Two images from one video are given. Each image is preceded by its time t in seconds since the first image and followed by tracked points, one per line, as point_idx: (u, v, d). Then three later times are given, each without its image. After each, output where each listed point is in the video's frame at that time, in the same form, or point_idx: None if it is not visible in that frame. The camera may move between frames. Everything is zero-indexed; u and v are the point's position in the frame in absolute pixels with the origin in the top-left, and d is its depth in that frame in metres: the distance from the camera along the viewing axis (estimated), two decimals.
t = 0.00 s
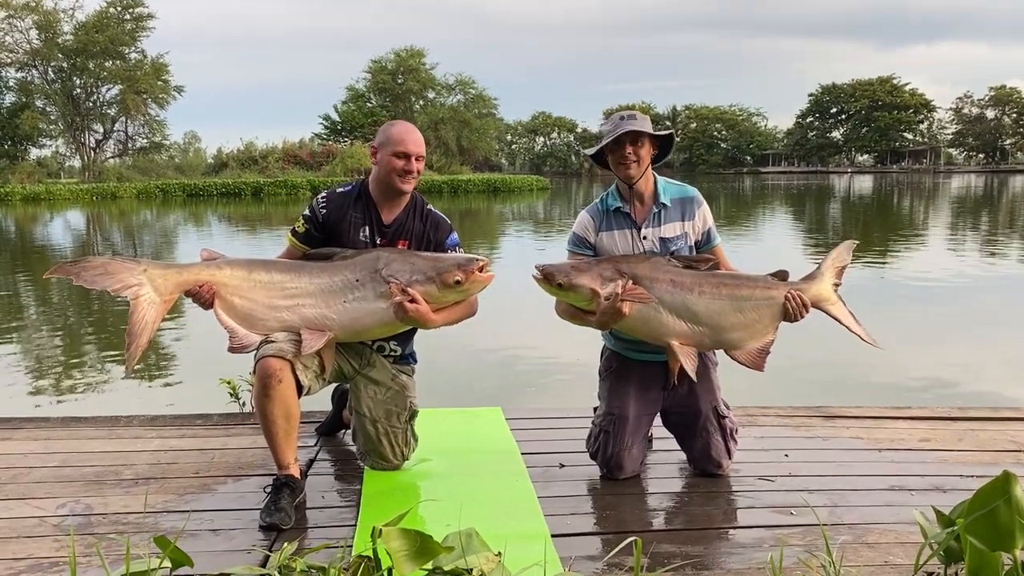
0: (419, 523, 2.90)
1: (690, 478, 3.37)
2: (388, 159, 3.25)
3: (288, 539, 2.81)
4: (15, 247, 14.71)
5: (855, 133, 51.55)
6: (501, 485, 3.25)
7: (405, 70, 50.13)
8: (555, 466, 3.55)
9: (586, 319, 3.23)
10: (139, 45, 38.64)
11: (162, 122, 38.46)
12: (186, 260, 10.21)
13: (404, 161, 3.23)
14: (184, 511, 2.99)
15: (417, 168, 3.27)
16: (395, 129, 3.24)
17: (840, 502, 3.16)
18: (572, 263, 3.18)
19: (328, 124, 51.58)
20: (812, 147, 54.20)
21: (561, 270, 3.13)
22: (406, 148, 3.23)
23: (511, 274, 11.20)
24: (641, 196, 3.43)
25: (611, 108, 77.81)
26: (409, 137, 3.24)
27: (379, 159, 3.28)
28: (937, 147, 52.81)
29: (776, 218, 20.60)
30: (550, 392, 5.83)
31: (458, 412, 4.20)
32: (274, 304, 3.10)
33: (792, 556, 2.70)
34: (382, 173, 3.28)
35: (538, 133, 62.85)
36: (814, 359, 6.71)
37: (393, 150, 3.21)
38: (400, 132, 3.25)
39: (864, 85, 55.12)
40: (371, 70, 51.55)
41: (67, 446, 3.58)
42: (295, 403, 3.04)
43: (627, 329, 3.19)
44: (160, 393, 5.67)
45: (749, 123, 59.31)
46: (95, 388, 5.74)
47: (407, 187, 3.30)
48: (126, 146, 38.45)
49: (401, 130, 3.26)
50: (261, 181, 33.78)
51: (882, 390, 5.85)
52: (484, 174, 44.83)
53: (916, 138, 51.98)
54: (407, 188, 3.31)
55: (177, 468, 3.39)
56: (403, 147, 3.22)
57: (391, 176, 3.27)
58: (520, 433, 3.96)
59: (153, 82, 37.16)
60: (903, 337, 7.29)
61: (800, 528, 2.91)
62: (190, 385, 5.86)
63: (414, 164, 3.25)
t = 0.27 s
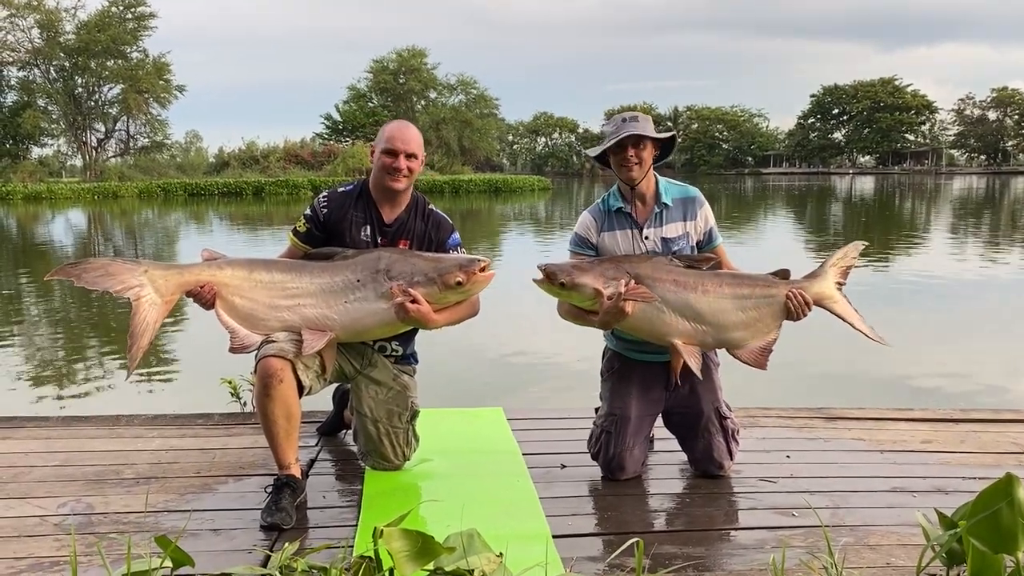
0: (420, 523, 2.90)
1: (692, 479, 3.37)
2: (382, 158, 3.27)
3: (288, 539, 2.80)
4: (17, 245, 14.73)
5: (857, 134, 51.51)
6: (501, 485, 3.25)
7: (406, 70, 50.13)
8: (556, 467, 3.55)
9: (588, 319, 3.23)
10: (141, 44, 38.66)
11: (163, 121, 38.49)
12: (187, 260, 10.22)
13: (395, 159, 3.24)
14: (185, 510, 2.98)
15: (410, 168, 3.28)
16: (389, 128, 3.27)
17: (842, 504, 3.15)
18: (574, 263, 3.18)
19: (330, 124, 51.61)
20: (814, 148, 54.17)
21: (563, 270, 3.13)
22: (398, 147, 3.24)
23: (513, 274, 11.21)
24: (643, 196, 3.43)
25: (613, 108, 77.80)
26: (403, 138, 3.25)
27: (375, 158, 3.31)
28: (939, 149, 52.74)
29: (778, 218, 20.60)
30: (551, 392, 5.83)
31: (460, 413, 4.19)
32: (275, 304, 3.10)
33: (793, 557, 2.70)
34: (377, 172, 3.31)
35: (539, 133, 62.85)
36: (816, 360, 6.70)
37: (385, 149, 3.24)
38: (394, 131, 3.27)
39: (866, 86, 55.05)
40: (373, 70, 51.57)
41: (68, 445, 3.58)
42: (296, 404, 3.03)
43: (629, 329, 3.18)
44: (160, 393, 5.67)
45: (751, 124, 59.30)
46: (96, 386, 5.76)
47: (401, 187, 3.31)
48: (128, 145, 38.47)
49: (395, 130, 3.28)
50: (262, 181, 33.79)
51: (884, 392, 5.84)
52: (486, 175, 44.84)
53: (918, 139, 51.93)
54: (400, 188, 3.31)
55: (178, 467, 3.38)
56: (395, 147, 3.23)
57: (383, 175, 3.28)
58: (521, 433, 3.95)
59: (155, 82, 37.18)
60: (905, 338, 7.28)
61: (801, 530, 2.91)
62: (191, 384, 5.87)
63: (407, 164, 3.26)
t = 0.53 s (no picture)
0: (422, 523, 2.89)
1: (694, 479, 3.36)
2: (387, 155, 3.25)
3: (290, 538, 2.80)
4: (19, 244, 14.75)
5: (859, 134, 51.44)
6: (503, 485, 3.24)
7: (408, 69, 50.12)
8: (558, 467, 3.54)
9: (590, 319, 3.22)
10: (143, 43, 38.68)
11: (166, 120, 38.52)
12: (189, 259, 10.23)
13: (400, 156, 3.22)
14: (186, 509, 2.98)
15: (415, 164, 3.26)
16: (392, 126, 3.24)
17: (845, 505, 3.14)
18: (576, 263, 3.17)
19: (332, 123, 51.63)
20: (816, 149, 54.10)
21: (566, 270, 3.12)
22: (403, 144, 3.22)
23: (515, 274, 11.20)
24: (645, 196, 3.43)
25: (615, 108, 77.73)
26: (408, 136, 3.23)
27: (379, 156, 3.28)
28: (941, 149, 52.64)
29: (780, 219, 20.58)
30: (552, 392, 5.82)
31: (461, 413, 4.19)
32: (277, 303, 3.10)
33: (797, 558, 2.69)
34: (382, 171, 3.29)
35: (542, 133, 62.84)
36: (818, 361, 6.69)
37: (389, 146, 3.22)
38: (397, 129, 3.25)
39: (868, 86, 54.97)
40: (375, 70, 51.57)
41: (70, 444, 3.58)
42: (298, 403, 3.02)
43: (631, 329, 3.18)
44: (162, 392, 5.67)
45: (753, 124, 59.25)
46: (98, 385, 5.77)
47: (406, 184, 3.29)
48: (130, 144, 38.49)
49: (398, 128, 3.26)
50: (264, 180, 33.81)
51: (887, 393, 5.83)
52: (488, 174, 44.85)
53: (920, 140, 51.84)
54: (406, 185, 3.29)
55: (179, 466, 3.38)
56: (400, 144, 3.21)
57: (389, 173, 3.26)
58: (523, 433, 3.95)
59: (157, 81, 37.20)
60: (908, 339, 7.26)
61: (804, 530, 2.90)
62: (193, 383, 5.88)
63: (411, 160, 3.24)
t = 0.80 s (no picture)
0: (426, 523, 2.88)
1: (698, 479, 3.35)
2: (417, 162, 3.22)
3: (293, 538, 2.79)
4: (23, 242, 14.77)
5: (862, 134, 51.35)
6: (507, 485, 3.24)
7: (412, 69, 50.13)
8: (562, 467, 3.53)
9: (595, 319, 3.21)
10: (147, 42, 38.73)
11: (169, 119, 38.58)
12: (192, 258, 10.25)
13: (434, 164, 3.24)
14: (189, 508, 2.98)
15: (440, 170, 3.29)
16: (421, 133, 3.19)
17: (850, 505, 3.13)
18: (581, 263, 3.15)
19: (335, 122, 51.68)
20: (819, 149, 54.02)
21: (570, 270, 3.10)
22: (434, 151, 3.23)
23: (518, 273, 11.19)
24: (650, 196, 3.42)
25: (618, 108, 77.68)
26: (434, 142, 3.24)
27: (406, 163, 3.21)
28: (945, 150, 52.52)
29: (783, 219, 20.56)
30: (555, 392, 5.81)
31: (464, 412, 4.18)
32: (281, 302, 3.09)
33: (802, 559, 2.68)
34: (409, 177, 3.25)
35: (545, 133, 62.80)
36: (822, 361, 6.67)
37: (424, 155, 3.20)
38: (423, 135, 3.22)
39: (872, 86, 54.87)
40: (379, 69, 51.58)
41: (74, 443, 3.58)
42: (301, 403, 3.02)
43: (637, 328, 3.16)
44: (165, 390, 5.67)
45: (756, 124, 59.17)
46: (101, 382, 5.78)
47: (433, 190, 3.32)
48: (134, 143, 38.49)
49: (423, 134, 3.22)
50: (267, 179, 33.82)
51: (891, 393, 5.81)
52: (491, 174, 44.85)
53: (923, 140, 51.73)
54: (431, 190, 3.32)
55: (183, 465, 3.38)
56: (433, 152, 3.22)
57: (421, 180, 3.25)
58: (527, 433, 3.94)
59: (161, 80, 37.24)
60: (912, 339, 7.24)
61: (809, 531, 2.88)
62: (196, 382, 5.87)
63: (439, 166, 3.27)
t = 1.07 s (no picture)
0: (429, 523, 2.88)
1: (703, 480, 3.34)
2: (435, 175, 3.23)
3: (297, 537, 2.79)
4: (27, 241, 14.80)
5: (866, 134, 51.22)
6: (511, 484, 3.23)
7: (415, 68, 50.13)
8: (566, 466, 3.52)
9: (599, 319, 3.20)
10: (151, 41, 38.77)
11: (173, 118, 38.61)
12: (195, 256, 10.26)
13: (450, 176, 3.26)
14: (193, 507, 2.97)
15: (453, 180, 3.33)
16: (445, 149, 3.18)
17: (855, 506, 3.11)
18: (584, 262, 3.15)
19: (338, 121, 51.70)
20: (823, 148, 53.91)
21: (574, 269, 3.10)
22: (453, 164, 3.26)
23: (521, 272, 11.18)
24: (654, 195, 3.41)
25: (622, 107, 77.66)
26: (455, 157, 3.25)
27: (425, 175, 3.21)
28: (949, 149, 52.36)
29: (786, 218, 20.52)
30: (559, 391, 5.81)
31: (469, 411, 4.17)
32: (285, 301, 3.09)
33: (807, 559, 2.67)
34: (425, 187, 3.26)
35: (548, 132, 62.77)
36: (827, 361, 6.65)
37: (443, 169, 3.21)
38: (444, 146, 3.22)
39: (876, 85, 54.72)
40: (382, 68, 51.60)
41: (78, 442, 3.58)
42: (305, 402, 3.01)
43: (641, 328, 3.15)
44: (169, 389, 5.67)
45: (760, 123, 59.07)
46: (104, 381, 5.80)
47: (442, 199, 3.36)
48: (138, 142, 38.50)
49: (444, 147, 3.22)
50: (271, 178, 33.84)
51: (895, 393, 5.79)
52: (494, 173, 44.85)
53: (927, 140, 51.57)
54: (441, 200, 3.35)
55: (187, 464, 3.37)
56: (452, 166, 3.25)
57: (437, 192, 3.28)
58: (531, 432, 3.93)
59: (164, 78, 37.29)
60: (917, 339, 7.22)
61: (815, 532, 2.87)
62: (199, 380, 5.88)
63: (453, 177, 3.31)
